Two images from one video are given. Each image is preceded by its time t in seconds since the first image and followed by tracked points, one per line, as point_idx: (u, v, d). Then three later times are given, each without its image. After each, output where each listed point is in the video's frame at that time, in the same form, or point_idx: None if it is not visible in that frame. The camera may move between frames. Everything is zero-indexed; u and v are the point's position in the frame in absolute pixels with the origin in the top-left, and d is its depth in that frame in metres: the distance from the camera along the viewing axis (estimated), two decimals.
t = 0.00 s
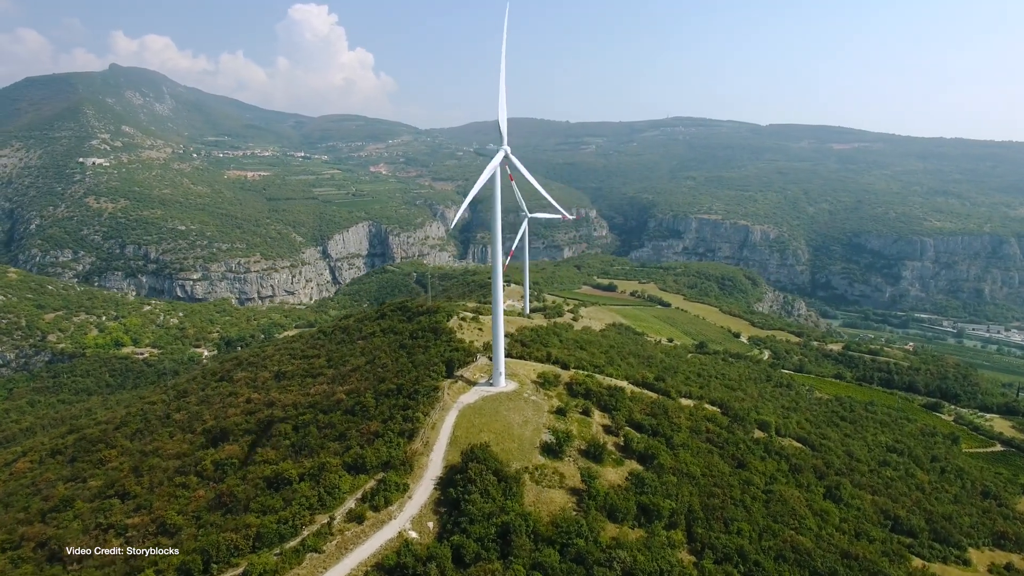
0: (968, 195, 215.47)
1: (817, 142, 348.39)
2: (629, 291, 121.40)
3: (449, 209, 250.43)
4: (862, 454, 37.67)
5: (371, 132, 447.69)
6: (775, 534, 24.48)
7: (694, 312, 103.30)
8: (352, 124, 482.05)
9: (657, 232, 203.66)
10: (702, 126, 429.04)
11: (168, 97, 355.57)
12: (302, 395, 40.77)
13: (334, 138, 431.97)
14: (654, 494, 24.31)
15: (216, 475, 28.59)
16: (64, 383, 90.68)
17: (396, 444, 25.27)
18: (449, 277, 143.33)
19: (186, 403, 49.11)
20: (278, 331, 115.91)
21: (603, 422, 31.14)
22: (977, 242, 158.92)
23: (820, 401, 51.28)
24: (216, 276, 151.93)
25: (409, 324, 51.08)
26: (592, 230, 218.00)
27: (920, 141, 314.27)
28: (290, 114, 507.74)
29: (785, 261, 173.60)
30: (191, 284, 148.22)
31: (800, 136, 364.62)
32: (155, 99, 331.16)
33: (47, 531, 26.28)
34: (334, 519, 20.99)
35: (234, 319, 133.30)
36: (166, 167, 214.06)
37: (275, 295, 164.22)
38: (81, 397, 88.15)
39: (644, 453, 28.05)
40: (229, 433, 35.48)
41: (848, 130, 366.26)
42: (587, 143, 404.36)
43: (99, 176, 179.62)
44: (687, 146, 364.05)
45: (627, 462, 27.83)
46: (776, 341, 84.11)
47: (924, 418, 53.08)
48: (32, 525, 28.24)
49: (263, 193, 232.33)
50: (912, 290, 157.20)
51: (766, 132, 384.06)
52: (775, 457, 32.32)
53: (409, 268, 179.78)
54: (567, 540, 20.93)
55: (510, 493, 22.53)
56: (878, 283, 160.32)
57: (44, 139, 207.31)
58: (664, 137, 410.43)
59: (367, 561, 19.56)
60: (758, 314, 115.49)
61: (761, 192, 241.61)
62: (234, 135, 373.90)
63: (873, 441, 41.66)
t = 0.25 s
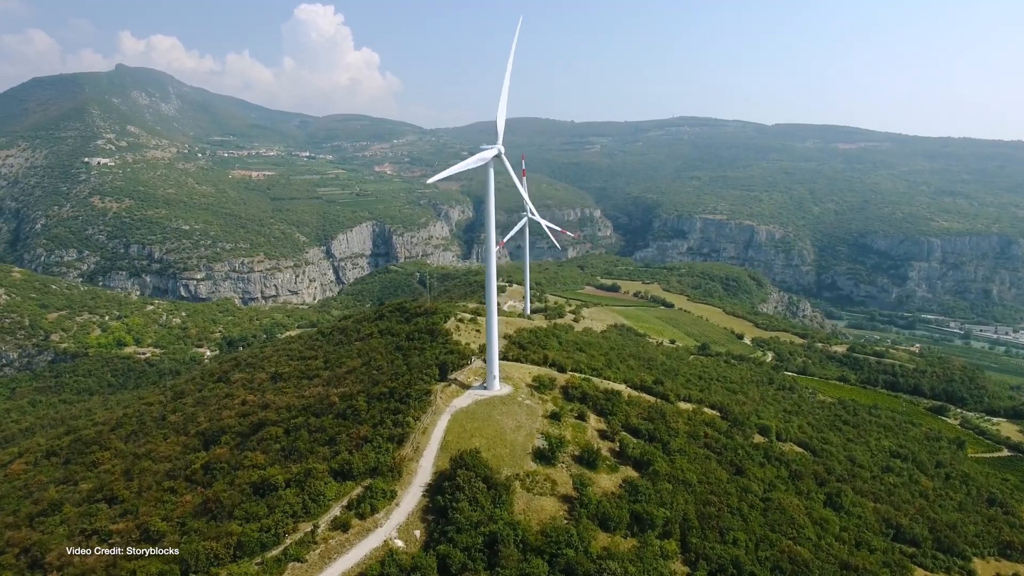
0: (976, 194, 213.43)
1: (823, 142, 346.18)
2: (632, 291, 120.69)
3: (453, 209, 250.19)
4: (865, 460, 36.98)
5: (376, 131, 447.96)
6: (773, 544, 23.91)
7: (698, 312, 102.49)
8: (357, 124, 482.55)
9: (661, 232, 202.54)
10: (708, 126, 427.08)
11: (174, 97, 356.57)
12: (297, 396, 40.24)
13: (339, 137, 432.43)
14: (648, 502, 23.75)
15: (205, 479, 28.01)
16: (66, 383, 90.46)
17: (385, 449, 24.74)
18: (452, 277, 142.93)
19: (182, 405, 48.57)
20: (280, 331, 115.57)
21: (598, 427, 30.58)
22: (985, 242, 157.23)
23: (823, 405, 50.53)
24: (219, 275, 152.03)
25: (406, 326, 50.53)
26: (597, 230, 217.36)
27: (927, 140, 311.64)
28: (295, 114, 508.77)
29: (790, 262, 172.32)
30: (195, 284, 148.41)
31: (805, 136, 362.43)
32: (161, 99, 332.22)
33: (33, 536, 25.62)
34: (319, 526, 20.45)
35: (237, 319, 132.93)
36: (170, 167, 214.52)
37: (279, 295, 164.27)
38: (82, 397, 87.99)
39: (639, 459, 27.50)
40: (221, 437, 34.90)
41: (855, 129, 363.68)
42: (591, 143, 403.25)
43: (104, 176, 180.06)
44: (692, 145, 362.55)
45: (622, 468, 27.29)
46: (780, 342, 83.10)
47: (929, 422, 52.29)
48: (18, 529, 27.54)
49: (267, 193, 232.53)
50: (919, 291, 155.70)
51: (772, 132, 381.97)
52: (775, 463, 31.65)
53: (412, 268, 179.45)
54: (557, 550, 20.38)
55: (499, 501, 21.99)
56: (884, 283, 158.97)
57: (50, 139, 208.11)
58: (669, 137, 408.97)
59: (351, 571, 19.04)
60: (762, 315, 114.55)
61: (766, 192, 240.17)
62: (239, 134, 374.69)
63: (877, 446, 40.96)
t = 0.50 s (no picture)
0: (988, 195, 210.51)
1: (833, 141, 343.02)
2: (638, 292, 119.73)
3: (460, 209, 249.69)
4: (870, 467, 36.15)
5: (383, 131, 448.46)
6: (771, 557, 23.31)
7: (704, 314, 101.34)
8: (365, 123, 483.73)
9: (669, 232, 200.98)
10: (716, 126, 424.42)
11: (183, 97, 358.50)
12: (291, 398, 39.71)
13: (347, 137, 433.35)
14: (642, 512, 23.14)
15: (193, 484, 27.38)
16: (71, 382, 90.51)
17: (374, 455, 24.16)
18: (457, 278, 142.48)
19: (179, 406, 48.05)
20: (285, 331, 115.35)
21: (595, 432, 29.88)
22: (998, 243, 154.73)
23: (829, 409, 49.62)
24: (226, 275, 152.49)
25: (405, 327, 50.01)
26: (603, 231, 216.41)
27: (939, 140, 307.92)
28: (303, 114, 510.62)
29: (799, 263, 170.50)
30: (201, 283, 148.92)
31: (815, 136, 359.24)
32: (170, 99, 334.15)
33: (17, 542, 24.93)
34: (303, 535, 19.84)
35: (242, 318, 132.86)
36: (178, 167, 215.40)
37: (285, 295, 164.57)
38: (87, 396, 88.10)
39: (636, 467, 26.87)
40: (213, 439, 34.32)
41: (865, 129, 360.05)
42: (599, 143, 401.87)
43: (112, 176, 180.86)
44: (700, 145, 360.35)
45: (618, 475, 26.63)
46: (787, 345, 81.83)
47: (939, 427, 51.14)
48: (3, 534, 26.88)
49: (274, 192, 233.01)
50: (930, 293, 153.55)
51: (781, 132, 379.00)
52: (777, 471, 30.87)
53: (417, 268, 179.13)
54: (547, 561, 19.72)
55: (490, 511, 21.32)
56: (894, 285, 156.98)
57: (60, 139, 209.56)
58: (677, 137, 406.75)
59: None
60: (770, 317, 113.25)
61: (775, 192, 238.08)
62: (248, 134, 376.30)
63: (883, 452, 40.14)
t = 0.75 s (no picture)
0: (1003, 195, 207.16)
1: (845, 141, 339.44)
2: (646, 294, 118.86)
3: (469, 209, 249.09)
4: (878, 475, 35.35)
5: (393, 131, 449.44)
6: (773, 568, 22.66)
7: (712, 316, 100.32)
8: (375, 123, 485.38)
9: (678, 232, 199.57)
10: (726, 126, 421.58)
11: (195, 97, 361.01)
12: (291, 400, 39.41)
13: (356, 137, 434.68)
14: (639, 523, 22.57)
15: (187, 487, 27.09)
16: (78, 381, 90.99)
17: (365, 461, 23.77)
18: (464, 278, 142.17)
19: (180, 407, 47.96)
20: (292, 331, 115.46)
21: (593, 438, 29.33)
22: (1013, 245, 152.07)
23: (836, 413, 48.71)
24: (234, 274, 153.17)
25: (407, 328, 49.66)
26: (612, 231, 215.35)
27: (953, 140, 303.64)
28: (314, 114, 513.05)
29: (809, 264, 168.67)
30: (210, 283, 149.72)
31: (827, 135, 355.60)
32: (182, 99, 336.75)
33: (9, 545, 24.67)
34: (289, 543, 19.42)
35: (250, 318, 133.22)
36: (189, 166, 216.79)
37: (293, 294, 165.12)
38: (95, 395, 88.64)
39: (634, 474, 26.29)
40: (210, 441, 34.02)
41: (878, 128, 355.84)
42: (608, 143, 400.41)
43: (122, 175, 182.09)
44: (711, 145, 357.81)
45: (616, 483, 26.07)
46: (796, 347, 80.71)
47: (950, 433, 50.12)
48: None
49: (283, 192, 233.82)
50: (943, 295, 151.25)
51: (792, 131, 375.63)
52: (781, 479, 30.15)
53: (425, 268, 179.01)
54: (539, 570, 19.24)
55: (481, 520, 20.82)
56: (906, 286, 154.79)
57: (72, 139, 211.47)
58: (687, 137, 404.52)
59: None
60: (779, 319, 111.86)
61: (785, 192, 235.73)
62: (258, 134, 378.44)
63: (891, 460, 39.31)
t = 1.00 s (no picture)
0: None
1: (861, 141, 334.95)
2: (656, 294, 117.80)
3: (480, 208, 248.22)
4: (890, 485, 34.35)
5: (405, 130, 450.67)
6: None
7: (722, 318, 99.11)
8: (388, 123, 486.90)
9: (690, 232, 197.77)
10: (740, 125, 417.85)
11: (210, 97, 364.37)
12: (291, 402, 39.12)
13: (369, 136, 436.40)
14: (636, 534, 21.93)
15: (181, 490, 26.77)
16: (90, 379, 91.74)
17: (357, 467, 23.29)
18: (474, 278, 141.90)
19: (184, 407, 47.92)
20: (301, 330, 115.71)
21: (593, 444, 28.67)
22: None
23: (847, 419, 47.58)
24: (246, 273, 154.14)
25: (411, 330, 49.33)
26: (624, 231, 214.08)
27: (972, 140, 298.35)
28: (327, 114, 516.11)
29: (823, 265, 166.19)
30: (222, 282, 150.77)
31: (842, 135, 351.15)
32: (197, 99, 340.13)
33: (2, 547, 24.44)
34: (274, 552, 18.99)
35: (260, 317, 133.81)
36: (203, 166, 218.70)
37: (304, 294, 165.92)
38: (106, 393, 89.38)
39: (633, 482, 25.61)
40: (208, 444, 33.78)
41: (895, 128, 350.40)
42: (621, 143, 398.64)
43: (137, 175, 183.85)
44: (724, 145, 354.73)
45: (615, 491, 25.41)
46: (808, 351, 79.24)
47: (966, 440, 48.82)
48: None
49: (295, 191, 235.02)
50: (961, 297, 148.31)
51: (807, 131, 371.46)
52: (787, 489, 29.37)
53: (435, 268, 178.96)
54: None
55: (472, 529, 20.29)
56: (923, 288, 152.05)
57: (89, 139, 214.13)
58: (700, 136, 401.52)
59: None
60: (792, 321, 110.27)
61: (799, 192, 232.85)
62: (272, 134, 381.27)
63: (904, 469, 38.25)
